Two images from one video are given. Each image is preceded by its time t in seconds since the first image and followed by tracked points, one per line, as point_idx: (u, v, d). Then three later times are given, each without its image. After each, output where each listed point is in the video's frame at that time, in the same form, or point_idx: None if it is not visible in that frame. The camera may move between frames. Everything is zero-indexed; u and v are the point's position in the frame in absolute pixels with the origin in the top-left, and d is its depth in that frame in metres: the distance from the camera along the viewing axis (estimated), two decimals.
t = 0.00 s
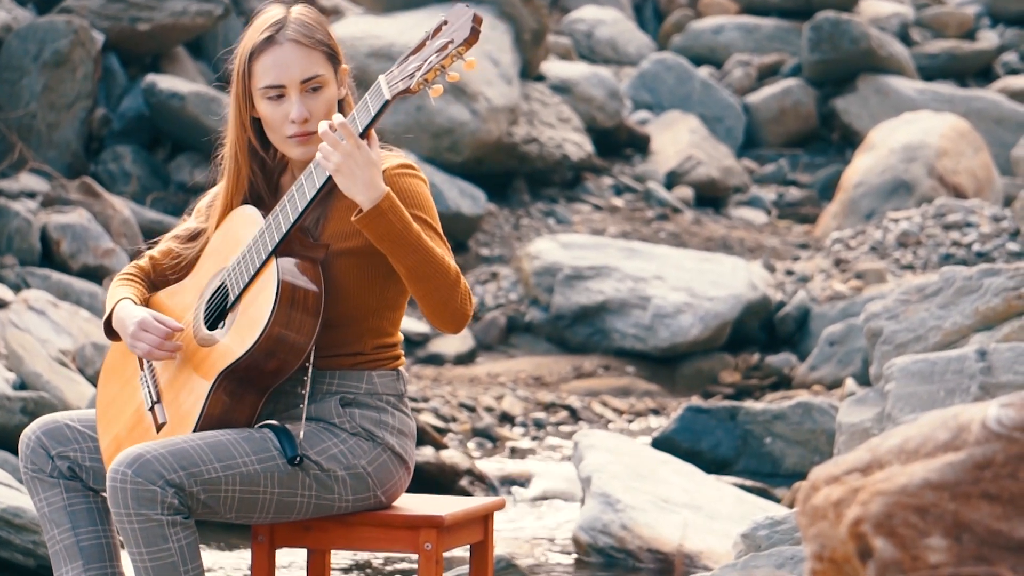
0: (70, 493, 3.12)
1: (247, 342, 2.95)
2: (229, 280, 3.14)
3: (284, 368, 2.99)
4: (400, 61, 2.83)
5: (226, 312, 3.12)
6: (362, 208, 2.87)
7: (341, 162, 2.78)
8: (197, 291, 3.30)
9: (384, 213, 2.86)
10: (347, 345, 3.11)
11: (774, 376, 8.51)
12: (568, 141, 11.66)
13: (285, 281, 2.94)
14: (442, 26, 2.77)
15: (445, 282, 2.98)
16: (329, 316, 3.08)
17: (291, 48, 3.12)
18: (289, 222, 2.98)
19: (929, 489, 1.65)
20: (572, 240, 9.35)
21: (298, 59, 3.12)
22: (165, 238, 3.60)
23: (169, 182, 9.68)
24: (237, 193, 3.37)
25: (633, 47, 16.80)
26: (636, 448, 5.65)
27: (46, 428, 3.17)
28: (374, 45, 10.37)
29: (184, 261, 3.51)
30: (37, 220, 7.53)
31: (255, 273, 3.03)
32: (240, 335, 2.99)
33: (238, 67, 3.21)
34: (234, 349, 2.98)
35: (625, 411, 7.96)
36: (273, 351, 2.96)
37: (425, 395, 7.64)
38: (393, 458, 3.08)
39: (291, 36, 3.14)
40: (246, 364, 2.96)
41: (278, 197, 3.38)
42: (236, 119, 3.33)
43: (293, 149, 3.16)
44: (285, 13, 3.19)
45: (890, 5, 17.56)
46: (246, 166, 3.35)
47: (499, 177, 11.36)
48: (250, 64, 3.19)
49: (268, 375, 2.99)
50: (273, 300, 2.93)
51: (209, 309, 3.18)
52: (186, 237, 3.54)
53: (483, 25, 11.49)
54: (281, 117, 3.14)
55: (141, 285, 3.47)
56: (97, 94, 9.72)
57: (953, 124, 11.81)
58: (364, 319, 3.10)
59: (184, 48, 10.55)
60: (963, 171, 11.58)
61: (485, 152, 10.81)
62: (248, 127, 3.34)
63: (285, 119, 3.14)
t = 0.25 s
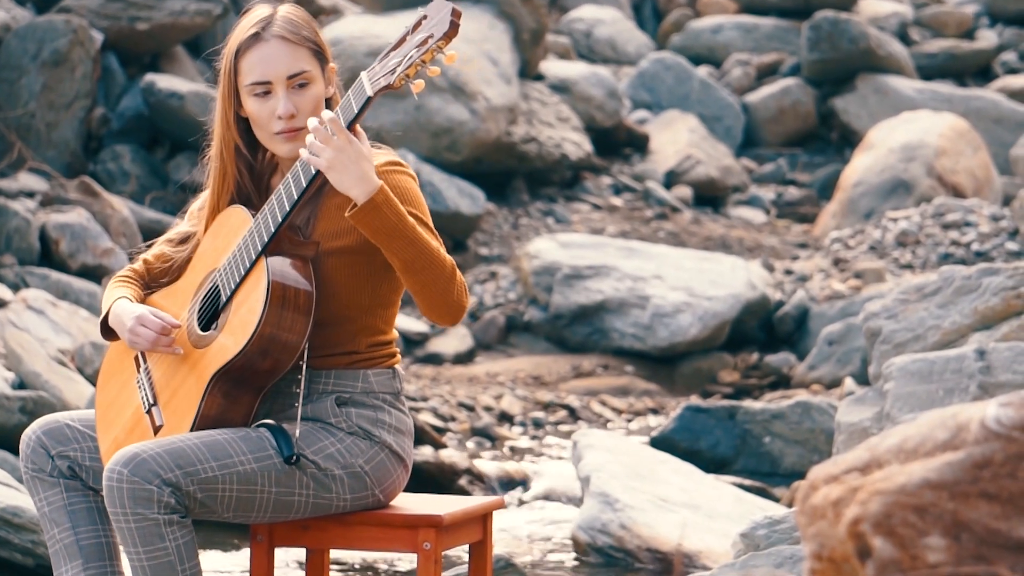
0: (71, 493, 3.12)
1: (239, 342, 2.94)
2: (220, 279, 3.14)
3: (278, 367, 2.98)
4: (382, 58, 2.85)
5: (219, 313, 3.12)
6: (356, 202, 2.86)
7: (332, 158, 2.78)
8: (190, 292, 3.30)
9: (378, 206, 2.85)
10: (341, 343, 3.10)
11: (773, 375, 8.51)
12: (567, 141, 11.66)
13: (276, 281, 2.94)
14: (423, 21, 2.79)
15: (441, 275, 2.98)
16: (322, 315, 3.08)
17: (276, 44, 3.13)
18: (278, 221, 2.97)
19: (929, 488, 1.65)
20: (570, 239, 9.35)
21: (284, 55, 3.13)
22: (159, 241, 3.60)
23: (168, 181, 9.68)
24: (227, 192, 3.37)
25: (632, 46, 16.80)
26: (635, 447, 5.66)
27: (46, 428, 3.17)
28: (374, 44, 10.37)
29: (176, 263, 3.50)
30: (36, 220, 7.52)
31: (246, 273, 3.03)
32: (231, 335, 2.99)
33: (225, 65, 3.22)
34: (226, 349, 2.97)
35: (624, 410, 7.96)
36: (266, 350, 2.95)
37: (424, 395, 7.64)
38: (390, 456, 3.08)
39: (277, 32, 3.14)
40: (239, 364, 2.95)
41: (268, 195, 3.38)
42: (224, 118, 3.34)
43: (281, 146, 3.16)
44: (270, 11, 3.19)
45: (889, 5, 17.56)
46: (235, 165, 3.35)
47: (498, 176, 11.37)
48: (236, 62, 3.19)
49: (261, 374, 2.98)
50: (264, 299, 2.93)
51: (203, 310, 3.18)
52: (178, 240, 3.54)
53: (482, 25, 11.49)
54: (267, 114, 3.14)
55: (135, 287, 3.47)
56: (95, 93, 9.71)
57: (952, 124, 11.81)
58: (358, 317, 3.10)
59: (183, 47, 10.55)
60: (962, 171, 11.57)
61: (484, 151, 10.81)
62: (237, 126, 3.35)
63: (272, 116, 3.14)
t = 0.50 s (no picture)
0: (71, 492, 3.12)
1: (233, 342, 2.94)
2: (213, 280, 3.14)
3: (272, 366, 2.98)
4: (366, 56, 2.83)
5: (213, 313, 3.12)
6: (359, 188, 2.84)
7: (334, 146, 2.76)
8: (185, 291, 3.29)
9: (383, 192, 2.84)
10: (335, 342, 3.10)
11: (772, 374, 8.51)
12: (566, 140, 11.66)
13: (268, 281, 2.93)
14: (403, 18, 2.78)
15: (442, 264, 2.95)
16: (316, 314, 3.08)
17: (273, 37, 3.13)
18: (268, 220, 2.97)
19: (927, 488, 1.65)
20: (569, 239, 9.36)
21: (280, 48, 3.12)
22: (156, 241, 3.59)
23: (167, 180, 9.68)
24: (221, 190, 3.37)
25: (631, 46, 16.81)
26: (633, 447, 5.66)
27: (46, 428, 3.18)
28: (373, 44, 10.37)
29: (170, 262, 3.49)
30: (35, 219, 7.52)
31: (238, 273, 3.02)
32: (225, 334, 2.98)
33: (222, 57, 3.22)
34: (220, 349, 2.97)
35: (623, 410, 7.96)
36: (260, 350, 2.95)
37: (423, 394, 7.64)
38: (387, 455, 3.08)
39: (276, 25, 3.14)
40: (234, 365, 2.95)
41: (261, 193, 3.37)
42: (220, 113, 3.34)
43: (272, 139, 3.15)
44: (271, 7, 3.20)
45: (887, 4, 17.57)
46: (229, 161, 3.34)
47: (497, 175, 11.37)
48: (233, 54, 3.20)
49: (256, 373, 2.98)
50: (256, 298, 2.92)
51: (197, 311, 3.18)
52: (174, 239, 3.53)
53: (481, 24, 11.49)
54: (260, 105, 3.13)
55: (132, 287, 3.47)
56: (94, 93, 9.71)
57: (951, 123, 11.81)
58: (352, 316, 3.10)
59: (182, 46, 10.54)
60: (961, 170, 11.57)
61: (483, 151, 10.82)
62: (233, 120, 3.35)
63: (264, 108, 3.13)
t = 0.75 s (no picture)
0: (70, 491, 3.12)
1: (231, 341, 2.94)
2: (212, 279, 3.14)
3: (271, 366, 2.97)
4: (364, 57, 2.84)
5: (211, 312, 3.12)
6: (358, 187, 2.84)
7: (333, 146, 2.76)
8: (185, 289, 3.29)
9: (383, 191, 2.84)
10: (333, 342, 3.10)
11: (770, 374, 8.51)
12: (564, 139, 11.66)
13: (266, 280, 2.93)
14: (402, 16, 2.77)
15: (444, 261, 2.95)
16: (314, 313, 3.08)
17: (280, 32, 3.13)
18: (267, 219, 2.97)
19: (926, 487, 1.65)
20: (568, 238, 9.35)
21: (286, 43, 3.13)
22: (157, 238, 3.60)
23: (166, 180, 9.67)
24: (221, 184, 3.37)
25: (630, 46, 16.81)
26: (631, 446, 5.66)
27: (45, 427, 3.17)
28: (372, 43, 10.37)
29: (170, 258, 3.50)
30: (33, 219, 7.52)
31: (237, 272, 3.02)
32: (224, 334, 2.98)
33: (229, 49, 3.22)
34: (219, 348, 2.97)
35: (621, 409, 7.96)
36: (258, 349, 2.94)
37: (422, 394, 7.64)
38: (386, 455, 3.08)
39: (284, 21, 3.14)
40: (232, 365, 2.95)
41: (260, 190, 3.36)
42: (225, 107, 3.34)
43: (271, 133, 3.15)
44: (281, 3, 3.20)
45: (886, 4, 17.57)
46: (231, 155, 3.34)
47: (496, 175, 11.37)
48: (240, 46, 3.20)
49: (254, 373, 2.98)
50: (254, 298, 2.92)
51: (196, 310, 3.18)
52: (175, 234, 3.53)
53: (480, 24, 11.49)
54: (261, 98, 3.13)
55: (132, 286, 3.47)
56: (94, 93, 9.70)
57: (950, 123, 11.81)
58: (351, 315, 3.10)
59: (180, 46, 10.54)
60: (960, 170, 11.57)
61: (482, 150, 10.82)
62: (237, 113, 3.35)
63: (266, 101, 3.13)
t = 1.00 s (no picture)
0: (68, 490, 3.12)
1: (235, 339, 2.94)
2: (217, 277, 3.14)
3: (274, 365, 2.97)
4: (374, 56, 2.84)
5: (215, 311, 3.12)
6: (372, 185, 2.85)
7: (343, 148, 2.78)
8: (190, 286, 3.29)
9: (395, 187, 2.84)
10: (335, 342, 3.10)
11: (769, 373, 8.51)
12: (563, 139, 11.66)
13: (270, 279, 2.93)
14: (413, 19, 2.77)
15: (452, 260, 2.94)
16: (318, 312, 3.08)
17: (295, 29, 3.13)
18: (274, 218, 2.97)
19: (925, 486, 1.65)
20: (567, 238, 9.35)
21: (301, 40, 3.13)
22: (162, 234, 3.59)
23: (165, 179, 9.67)
24: (229, 179, 3.37)
25: (629, 45, 16.81)
26: (630, 445, 5.66)
27: (44, 426, 3.17)
28: (370, 42, 10.37)
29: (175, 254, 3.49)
30: (32, 218, 7.52)
31: (242, 271, 3.02)
32: (228, 332, 2.98)
33: (242, 44, 3.22)
34: (222, 347, 2.97)
35: (620, 408, 7.97)
36: (262, 349, 2.95)
37: (421, 393, 7.64)
38: (386, 455, 3.08)
39: (299, 18, 3.14)
40: (235, 363, 2.95)
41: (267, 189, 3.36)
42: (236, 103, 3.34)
43: (279, 129, 3.15)
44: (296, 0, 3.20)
45: (885, 3, 17.57)
46: (240, 151, 3.34)
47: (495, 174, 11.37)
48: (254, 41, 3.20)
49: (257, 372, 2.98)
50: (259, 296, 2.92)
51: (199, 307, 3.18)
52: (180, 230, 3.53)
53: (479, 23, 11.49)
54: (272, 94, 3.13)
55: (135, 283, 3.47)
56: (93, 92, 9.70)
57: (949, 122, 11.80)
58: (354, 315, 3.10)
59: (180, 45, 10.53)
60: (959, 169, 11.57)
61: (481, 150, 10.82)
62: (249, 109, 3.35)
63: (276, 97, 3.13)
